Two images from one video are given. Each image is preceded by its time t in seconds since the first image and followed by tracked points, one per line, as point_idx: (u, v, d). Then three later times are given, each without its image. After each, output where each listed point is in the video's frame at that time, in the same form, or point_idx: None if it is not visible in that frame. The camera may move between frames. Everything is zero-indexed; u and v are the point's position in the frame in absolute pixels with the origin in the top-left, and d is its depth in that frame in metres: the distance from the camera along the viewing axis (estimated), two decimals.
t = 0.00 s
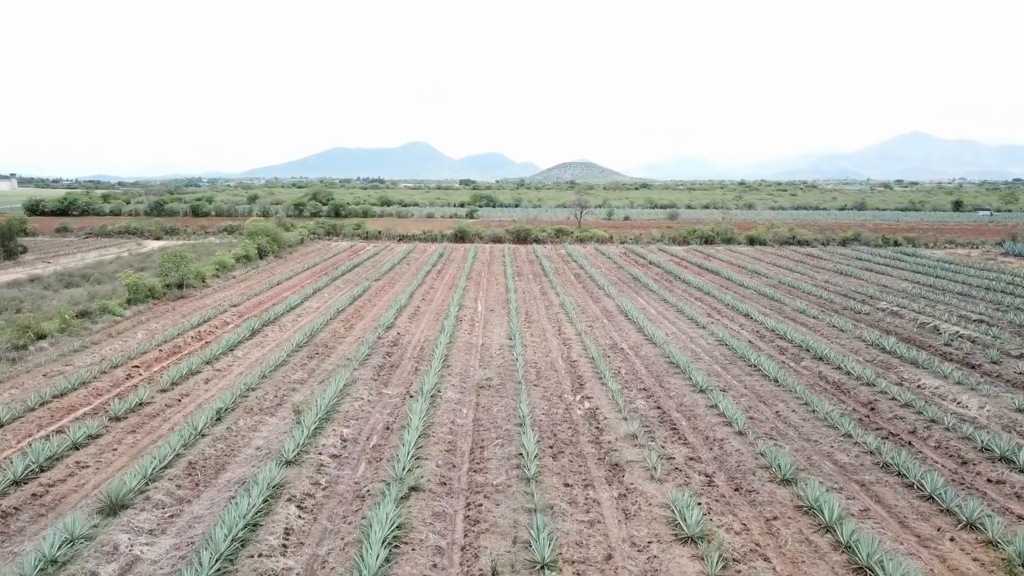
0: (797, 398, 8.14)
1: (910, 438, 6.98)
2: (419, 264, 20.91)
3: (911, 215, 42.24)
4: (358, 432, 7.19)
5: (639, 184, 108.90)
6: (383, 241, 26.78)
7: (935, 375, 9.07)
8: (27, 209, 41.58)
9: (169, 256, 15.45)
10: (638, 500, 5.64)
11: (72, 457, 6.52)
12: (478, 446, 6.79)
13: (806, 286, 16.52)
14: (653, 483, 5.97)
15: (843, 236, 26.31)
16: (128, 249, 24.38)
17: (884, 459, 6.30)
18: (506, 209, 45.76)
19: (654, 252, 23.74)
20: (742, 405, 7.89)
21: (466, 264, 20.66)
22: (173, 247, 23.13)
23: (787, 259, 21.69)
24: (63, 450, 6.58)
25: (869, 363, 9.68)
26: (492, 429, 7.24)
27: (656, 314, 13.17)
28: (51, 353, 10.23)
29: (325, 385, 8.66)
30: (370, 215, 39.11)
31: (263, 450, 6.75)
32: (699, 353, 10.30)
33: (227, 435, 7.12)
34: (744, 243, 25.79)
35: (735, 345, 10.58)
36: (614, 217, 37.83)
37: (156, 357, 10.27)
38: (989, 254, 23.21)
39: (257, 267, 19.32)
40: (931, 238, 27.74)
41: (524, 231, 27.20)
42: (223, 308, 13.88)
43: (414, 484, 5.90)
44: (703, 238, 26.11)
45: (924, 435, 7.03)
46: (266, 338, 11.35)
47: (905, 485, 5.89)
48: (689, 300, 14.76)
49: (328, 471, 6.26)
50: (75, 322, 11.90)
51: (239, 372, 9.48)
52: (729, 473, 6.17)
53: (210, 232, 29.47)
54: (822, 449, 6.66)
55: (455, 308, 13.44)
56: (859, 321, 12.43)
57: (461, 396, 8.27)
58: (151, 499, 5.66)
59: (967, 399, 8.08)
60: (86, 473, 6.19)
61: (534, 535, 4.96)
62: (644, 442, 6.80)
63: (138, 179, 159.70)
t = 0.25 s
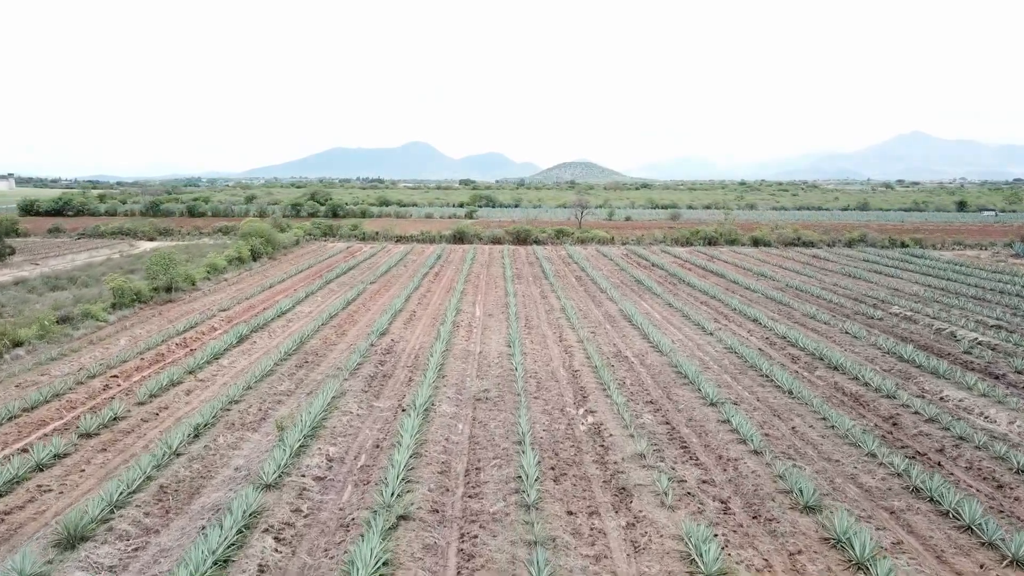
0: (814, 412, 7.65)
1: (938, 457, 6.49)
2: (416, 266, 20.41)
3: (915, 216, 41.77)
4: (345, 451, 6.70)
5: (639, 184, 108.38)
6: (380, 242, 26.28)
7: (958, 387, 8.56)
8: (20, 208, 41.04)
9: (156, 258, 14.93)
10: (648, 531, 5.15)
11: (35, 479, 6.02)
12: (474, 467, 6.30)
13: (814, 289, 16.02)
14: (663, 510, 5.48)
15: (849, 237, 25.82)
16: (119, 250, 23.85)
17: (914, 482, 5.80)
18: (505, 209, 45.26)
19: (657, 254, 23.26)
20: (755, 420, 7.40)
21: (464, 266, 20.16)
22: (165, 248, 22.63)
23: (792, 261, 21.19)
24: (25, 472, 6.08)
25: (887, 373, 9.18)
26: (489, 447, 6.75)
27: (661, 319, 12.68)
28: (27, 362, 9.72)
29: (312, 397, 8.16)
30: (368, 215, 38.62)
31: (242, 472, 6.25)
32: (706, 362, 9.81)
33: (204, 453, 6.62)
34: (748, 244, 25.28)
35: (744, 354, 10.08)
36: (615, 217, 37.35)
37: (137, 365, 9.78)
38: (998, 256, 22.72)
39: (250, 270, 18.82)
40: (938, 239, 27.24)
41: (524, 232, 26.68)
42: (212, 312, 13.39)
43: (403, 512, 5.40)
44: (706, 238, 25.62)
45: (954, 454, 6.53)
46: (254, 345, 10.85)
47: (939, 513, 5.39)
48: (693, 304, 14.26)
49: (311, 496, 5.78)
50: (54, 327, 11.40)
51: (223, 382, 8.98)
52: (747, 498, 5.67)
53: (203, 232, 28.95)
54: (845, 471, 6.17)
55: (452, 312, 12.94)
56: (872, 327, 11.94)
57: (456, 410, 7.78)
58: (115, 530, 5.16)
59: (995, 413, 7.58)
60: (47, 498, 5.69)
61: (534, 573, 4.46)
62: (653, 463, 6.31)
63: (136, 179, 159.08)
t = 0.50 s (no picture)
0: (836, 430, 7.10)
1: (977, 483, 5.93)
2: (413, 268, 19.86)
3: (920, 217, 41.25)
4: (329, 476, 6.15)
5: (640, 184, 107.88)
6: (377, 243, 25.73)
7: (987, 401, 8.02)
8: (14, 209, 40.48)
9: (142, 261, 14.39)
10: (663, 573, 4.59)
11: None
12: (469, 494, 5.75)
13: (824, 293, 15.48)
14: (679, 548, 4.92)
15: (856, 239, 25.27)
16: (109, 252, 23.29)
17: (954, 514, 5.26)
18: (505, 210, 44.73)
19: (660, 256, 22.73)
20: (774, 440, 6.85)
21: (462, 268, 19.62)
22: (156, 250, 22.06)
23: (800, 263, 20.63)
24: None
25: (910, 386, 8.64)
26: (485, 471, 6.20)
27: (667, 326, 12.13)
28: None
29: (296, 414, 7.61)
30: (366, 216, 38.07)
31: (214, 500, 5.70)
32: (717, 373, 9.26)
33: (174, 477, 6.07)
34: (753, 246, 24.74)
35: (757, 364, 9.53)
36: (617, 218, 36.81)
37: (114, 376, 9.21)
38: (1009, 258, 22.19)
39: (242, 273, 18.26)
40: (946, 240, 26.72)
41: (524, 233, 26.12)
42: (198, 318, 12.82)
43: (388, 551, 4.85)
44: (710, 240, 25.09)
45: (993, 479, 5.98)
46: (239, 354, 10.28)
47: (986, 551, 4.84)
48: (700, 309, 13.72)
49: (289, 529, 5.23)
50: (30, 334, 10.83)
51: (202, 395, 8.43)
52: (771, 533, 5.11)
53: (197, 233, 28.37)
54: (876, 500, 5.62)
55: (449, 318, 12.40)
56: (889, 335, 11.39)
57: (451, 428, 7.23)
58: (65, 571, 4.59)
59: None
60: None
61: None
62: (665, 490, 5.76)
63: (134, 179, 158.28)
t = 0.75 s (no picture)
0: (859, 449, 6.60)
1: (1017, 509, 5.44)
2: (410, 270, 19.36)
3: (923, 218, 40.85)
4: (312, 502, 5.65)
5: (640, 184, 107.58)
6: (374, 244, 25.24)
7: (1017, 415, 7.53)
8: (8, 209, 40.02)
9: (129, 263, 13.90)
10: None
11: None
12: (463, 524, 5.26)
13: (833, 296, 14.99)
14: None
15: (862, 240, 24.77)
16: (100, 254, 22.80)
17: (998, 548, 4.78)
18: (505, 211, 44.25)
19: (663, 258, 22.25)
20: (793, 460, 6.36)
21: (460, 270, 19.13)
22: (147, 252, 21.57)
23: (806, 265, 20.14)
24: None
25: (933, 398, 8.15)
26: (481, 496, 5.71)
27: (673, 332, 11.65)
28: None
29: (280, 430, 7.12)
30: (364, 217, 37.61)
31: (185, 530, 5.20)
32: (728, 383, 8.77)
33: (144, 503, 5.58)
34: (757, 247, 24.24)
35: (770, 375, 9.04)
36: (618, 219, 36.32)
37: (91, 386, 8.71)
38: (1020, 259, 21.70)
39: (234, 276, 17.77)
40: (954, 241, 26.22)
41: (524, 234, 25.63)
42: (185, 324, 12.33)
43: None
44: (714, 241, 24.60)
45: None
46: (224, 363, 9.78)
47: None
48: (706, 314, 13.23)
49: (264, 565, 4.73)
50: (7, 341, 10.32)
51: (182, 408, 7.95)
52: (796, 570, 4.62)
53: (191, 234, 27.87)
54: (910, 531, 5.12)
55: (445, 323, 11.90)
56: (904, 342, 10.91)
57: (445, 446, 6.73)
58: None
59: None
60: None
61: None
62: (678, 521, 5.25)
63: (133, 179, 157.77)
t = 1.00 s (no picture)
0: (886, 471, 6.11)
1: None
2: (407, 273, 18.87)
3: (928, 218, 40.31)
4: (291, 532, 5.16)
5: (640, 184, 107.03)
6: (371, 246, 24.72)
7: None
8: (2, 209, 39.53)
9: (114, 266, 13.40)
10: None
11: None
12: (456, 558, 4.77)
13: (843, 300, 14.50)
14: None
15: (869, 241, 24.25)
16: (90, 255, 22.28)
17: None
18: (504, 211, 43.73)
19: (667, 259, 21.74)
20: (815, 483, 5.86)
21: (458, 272, 18.62)
22: (138, 254, 21.08)
23: (813, 267, 19.62)
24: None
25: (960, 411, 7.65)
26: (477, 525, 5.21)
27: (679, 338, 11.15)
28: None
29: (261, 448, 6.62)
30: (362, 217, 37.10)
31: (148, 565, 4.71)
32: (739, 395, 8.27)
33: (106, 533, 5.09)
34: (762, 249, 23.74)
35: (784, 386, 8.54)
36: (619, 219, 35.79)
37: (65, 398, 8.22)
38: None
39: (225, 278, 17.27)
40: (962, 242, 25.72)
41: (524, 235, 25.12)
42: (171, 330, 11.83)
43: None
44: (718, 242, 24.09)
45: None
46: (209, 373, 9.28)
47: None
48: (713, 319, 12.72)
49: None
50: None
51: (159, 422, 7.44)
52: None
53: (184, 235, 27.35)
54: (951, 567, 4.63)
55: (442, 329, 11.40)
56: (923, 349, 10.40)
57: (439, 467, 6.24)
58: None
59: None
60: None
61: None
62: (694, 555, 4.76)
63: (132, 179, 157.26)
